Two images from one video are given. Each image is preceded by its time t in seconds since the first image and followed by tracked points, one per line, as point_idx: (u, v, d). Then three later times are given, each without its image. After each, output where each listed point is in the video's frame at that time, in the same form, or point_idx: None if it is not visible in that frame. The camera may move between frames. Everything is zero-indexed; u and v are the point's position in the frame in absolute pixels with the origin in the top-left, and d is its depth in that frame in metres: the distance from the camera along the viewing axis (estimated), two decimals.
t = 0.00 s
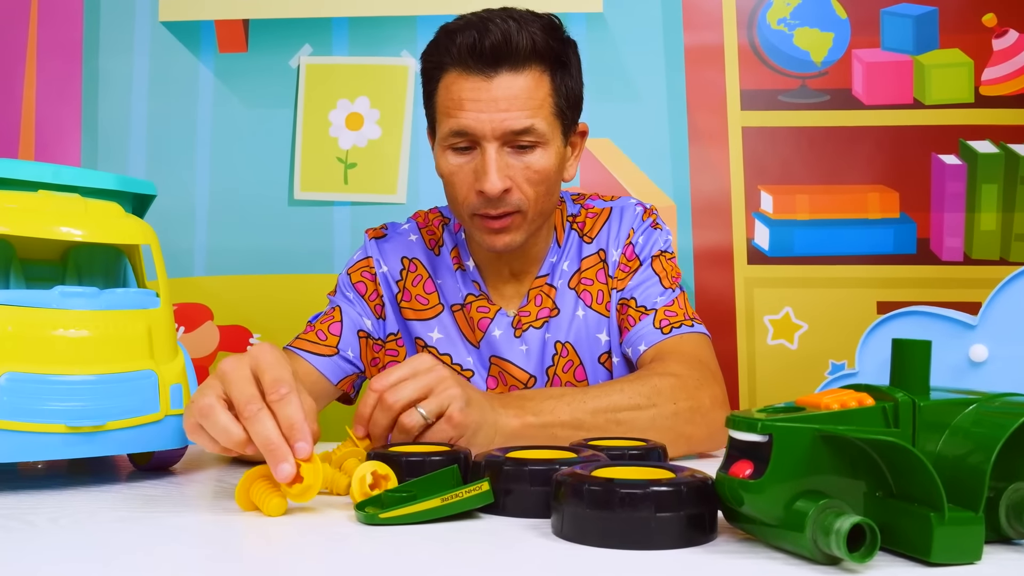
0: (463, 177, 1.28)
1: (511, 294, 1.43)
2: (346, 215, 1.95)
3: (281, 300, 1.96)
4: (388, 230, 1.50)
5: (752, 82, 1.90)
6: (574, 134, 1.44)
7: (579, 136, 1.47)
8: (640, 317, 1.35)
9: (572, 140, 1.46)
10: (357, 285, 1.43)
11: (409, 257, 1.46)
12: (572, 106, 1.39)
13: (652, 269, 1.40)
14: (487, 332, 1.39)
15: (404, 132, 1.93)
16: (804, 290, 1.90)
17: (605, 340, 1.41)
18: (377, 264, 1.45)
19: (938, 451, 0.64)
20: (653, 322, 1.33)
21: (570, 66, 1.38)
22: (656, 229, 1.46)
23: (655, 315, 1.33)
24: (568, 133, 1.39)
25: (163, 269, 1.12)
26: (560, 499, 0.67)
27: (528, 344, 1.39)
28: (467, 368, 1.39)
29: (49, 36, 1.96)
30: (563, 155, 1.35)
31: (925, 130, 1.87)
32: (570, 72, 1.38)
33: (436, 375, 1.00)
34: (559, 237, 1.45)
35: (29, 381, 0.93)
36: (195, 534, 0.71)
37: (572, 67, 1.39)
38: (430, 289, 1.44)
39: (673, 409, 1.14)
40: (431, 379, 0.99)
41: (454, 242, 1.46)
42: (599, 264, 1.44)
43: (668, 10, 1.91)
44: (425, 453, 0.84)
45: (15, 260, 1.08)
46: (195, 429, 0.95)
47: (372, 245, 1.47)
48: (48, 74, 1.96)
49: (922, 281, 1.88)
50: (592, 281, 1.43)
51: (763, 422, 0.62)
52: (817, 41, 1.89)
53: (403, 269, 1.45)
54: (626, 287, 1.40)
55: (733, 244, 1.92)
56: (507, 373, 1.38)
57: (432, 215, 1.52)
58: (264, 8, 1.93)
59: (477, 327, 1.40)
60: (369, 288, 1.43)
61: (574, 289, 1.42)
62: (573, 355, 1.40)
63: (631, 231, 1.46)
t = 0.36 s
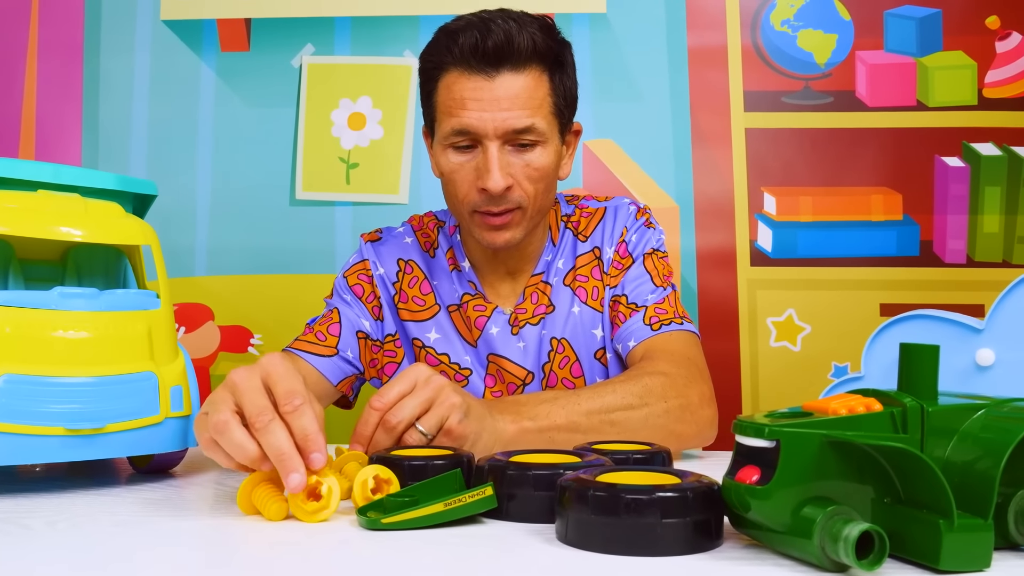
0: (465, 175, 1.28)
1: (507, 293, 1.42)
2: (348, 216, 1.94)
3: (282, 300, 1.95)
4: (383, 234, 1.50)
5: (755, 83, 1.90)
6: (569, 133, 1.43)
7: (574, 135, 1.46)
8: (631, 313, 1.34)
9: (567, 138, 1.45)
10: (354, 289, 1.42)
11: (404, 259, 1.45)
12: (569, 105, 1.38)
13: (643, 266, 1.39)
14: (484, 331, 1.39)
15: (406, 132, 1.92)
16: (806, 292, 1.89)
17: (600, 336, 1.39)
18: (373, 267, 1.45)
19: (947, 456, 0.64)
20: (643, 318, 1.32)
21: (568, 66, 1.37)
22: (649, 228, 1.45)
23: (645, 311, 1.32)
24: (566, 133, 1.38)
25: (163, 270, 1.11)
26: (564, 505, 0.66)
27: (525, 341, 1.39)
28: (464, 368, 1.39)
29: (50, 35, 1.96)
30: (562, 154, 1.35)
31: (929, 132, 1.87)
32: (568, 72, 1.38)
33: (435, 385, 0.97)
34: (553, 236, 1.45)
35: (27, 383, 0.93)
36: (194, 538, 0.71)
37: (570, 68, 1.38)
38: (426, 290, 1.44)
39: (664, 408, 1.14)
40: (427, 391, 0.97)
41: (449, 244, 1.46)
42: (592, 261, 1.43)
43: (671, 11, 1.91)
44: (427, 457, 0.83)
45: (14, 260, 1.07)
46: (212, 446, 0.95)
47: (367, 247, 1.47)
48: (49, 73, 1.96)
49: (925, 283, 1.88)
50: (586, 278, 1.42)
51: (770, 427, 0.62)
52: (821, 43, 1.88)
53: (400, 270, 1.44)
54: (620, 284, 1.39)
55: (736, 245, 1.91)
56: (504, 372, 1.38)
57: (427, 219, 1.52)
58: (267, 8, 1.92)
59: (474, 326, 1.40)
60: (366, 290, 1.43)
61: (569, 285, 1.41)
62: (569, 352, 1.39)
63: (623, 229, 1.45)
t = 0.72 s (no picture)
0: (465, 168, 1.27)
1: (508, 289, 1.42)
2: (349, 216, 1.94)
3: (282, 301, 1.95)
4: (387, 233, 1.49)
5: (758, 84, 1.89)
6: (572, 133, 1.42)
7: (578, 135, 1.45)
8: (683, 322, 1.34)
9: (571, 138, 1.44)
10: (357, 286, 1.42)
11: (405, 257, 1.45)
12: (572, 104, 1.38)
13: (677, 276, 1.41)
14: (486, 325, 1.37)
15: (407, 132, 1.92)
16: (809, 293, 1.89)
17: (611, 339, 1.41)
18: (376, 266, 1.44)
19: (957, 460, 0.63)
20: (701, 327, 1.32)
21: (572, 66, 1.37)
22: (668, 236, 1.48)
23: (701, 320, 1.33)
24: (568, 132, 1.38)
25: (164, 270, 1.10)
26: (570, 508, 0.66)
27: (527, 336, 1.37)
28: (463, 364, 1.37)
29: (50, 33, 1.95)
30: (563, 153, 1.34)
31: (931, 133, 1.86)
32: (571, 72, 1.37)
33: (587, 338, 0.89)
34: (563, 236, 1.45)
35: (27, 384, 0.93)
36: (194, 542, 0.70)
37: (574, 68, 1.38)
38: (427, 288, 1.42)
39: (752, 403, 1.17)
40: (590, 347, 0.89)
41: (451, 241, 1.45)
42: (609, 265, 1.44)
43: (674, 11, 1.90)
44: (432, 460, 0.83)
45: (14, 260, 1.07)
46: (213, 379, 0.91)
47: (369, 247, 1.46)
48: (49, 71, 1.95)
49: (927, 284, 1.87)
50: (601, 281, 1.43)
51: (780, 430, 0.61)
52: (824, 44, 1.88)
53: (400, 270, 1.44)
54: (653, 293, 1.41)
55: (739, 246, 1.91)
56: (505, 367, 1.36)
57: (429, 218, 1.51)
58: (268, 7, 1.91)
59: (476, 321, 1.38)
60: (368, 289, 1.42)
61: (580, 287, 1.42)
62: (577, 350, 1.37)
63: (645, 236, 1.46)
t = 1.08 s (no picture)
0: (476, 167, 1.26)
1: (517, 286, 1.43)
2: (347, 215, 1.93)
3: (279, 301, 1.93)
4: (393, 232, 1.50)
5: (757, 85, 1.89)
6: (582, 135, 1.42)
7: (589, 137, 1.45)
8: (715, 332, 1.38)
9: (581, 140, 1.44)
10: (364, 284, 1.42)
11: (413, 255, 1.45)
12: (583, 106, 1.37)
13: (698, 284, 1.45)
14: (498, 321, 1.37)
15: (406, 132, 1.91)
16: (807, 295, 1.88)
17: (624, 340, 1.40)
18: (382, 264, 1.44)
19: (964, 463, 0.62)
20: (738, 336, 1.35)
21: (583, 66, 1.36)
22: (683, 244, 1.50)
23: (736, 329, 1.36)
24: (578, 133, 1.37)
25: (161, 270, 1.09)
26: (574, 511, 0.65)
27: (538, 333, 1.37)
28: (468, 362, 1.36)
29: (45, 30, 1.94)
30: (573, 153, 1.34)
31: (930, 135, 1.86)
32: (582, 72, 1.37)
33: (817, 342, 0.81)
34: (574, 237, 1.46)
35: (22, 386, 0.92)
36: (192, 546, 0.69)
37: (585, 70, 1.37)
38: (434, 287, 1.42)
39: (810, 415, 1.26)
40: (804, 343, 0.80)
41: (460, 239, 1.46)
42: (623, 268, 1.45)
43: (674, 12, 1.89)
44: (433, 462, 0.82)
45: (8, 260, 1.07)
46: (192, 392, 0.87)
47: (376, 245, 1.47)
48: (44, 68, 1.94)
49: (926, 286, 1.87)
50: (615, 283, 1.43)
51: (787, 433, 0.61)
52: (823, 45, 1.88)
53: (408, 267, 1.44)
54: (673, 300, 1.43)
55: (738, 247, 1.91)
56: (514, 362, 1.35)
57: (438, 216, 1.52)
58: (266, 5, 1.90)
59: (487, 318, 1.38)
60: (374, 287, 1.42)
61: (595, 287, 1.42)
62: (589, 350, 1.38)
63: (662, 243, 1.48)
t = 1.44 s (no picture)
0: (496, 175, 1.26)
1: (523, 289, 1.41)
2: (342, 216, 1.92)
3: (272, 302, 1.92)
4: (394, 229, 1.49)
5: (753, 85, 1.89)
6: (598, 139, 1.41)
7: (602, 142, 1.44)
8: (731, 337, 1.40)
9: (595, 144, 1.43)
10: (358, 288, 1.42)
11: (415, 257, 1.44)
12: (601, 111, 1.37)
13: (709, 291, 1.46)
14: (503, 327, 1.37)
15: (401, 133, 1.90)
16: (803, 296, 1.88)
17: (630, 349, 1.40)
18: (379, 267, 1.44)
19: (969, 466, 0.62)
20: (749, 341, 1.39)
21: (603, 71, 1.36)
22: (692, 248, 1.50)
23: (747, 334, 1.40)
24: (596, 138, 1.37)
25: (157, 270, 1.08)
26: (577, 515, 0.64)
27: (544, 340, 1.36)
28: (470, 368, 1.36)
29: (37, 28, 1.92)
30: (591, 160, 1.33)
31: (926, 136, 1.86)
32: (603, 78, 1.36)
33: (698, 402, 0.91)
34: (581, 241, 1.45)
35: (19, 387, 0.91)
36: (189, 549, 0.68)
37: (605, 74, 1.37)
38: (435, 289, 1.42)
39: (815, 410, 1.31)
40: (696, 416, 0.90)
41: (464, 241, 1.45)
42: (630, 275, 1.44)
43: (671, 12, 1.89)
44: (432, 465, 0.82)
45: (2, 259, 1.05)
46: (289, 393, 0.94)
47: (376, 246, 1.46)
48: (36, 67, 1.92)
49: (921, 287, 1.87)
50: (622, 290, 1.43)
51: (793, 436, 0.60)
52: (819, 46, 1.88)
53: (409, 269, 1.43)
54: (686, 307, 1.45)
55: (734, 248, 1.90)
56: (519, 369, 1.35)
57: (443, 215, 1.51)
58: (261, 4, 1.89)
59: (492, 323, 1.37)
60: (367, 292, 1.42)
61: (601, 294, 1.42)
62: (595, 359, 1.38)
63: (672, 248, 1.48)
